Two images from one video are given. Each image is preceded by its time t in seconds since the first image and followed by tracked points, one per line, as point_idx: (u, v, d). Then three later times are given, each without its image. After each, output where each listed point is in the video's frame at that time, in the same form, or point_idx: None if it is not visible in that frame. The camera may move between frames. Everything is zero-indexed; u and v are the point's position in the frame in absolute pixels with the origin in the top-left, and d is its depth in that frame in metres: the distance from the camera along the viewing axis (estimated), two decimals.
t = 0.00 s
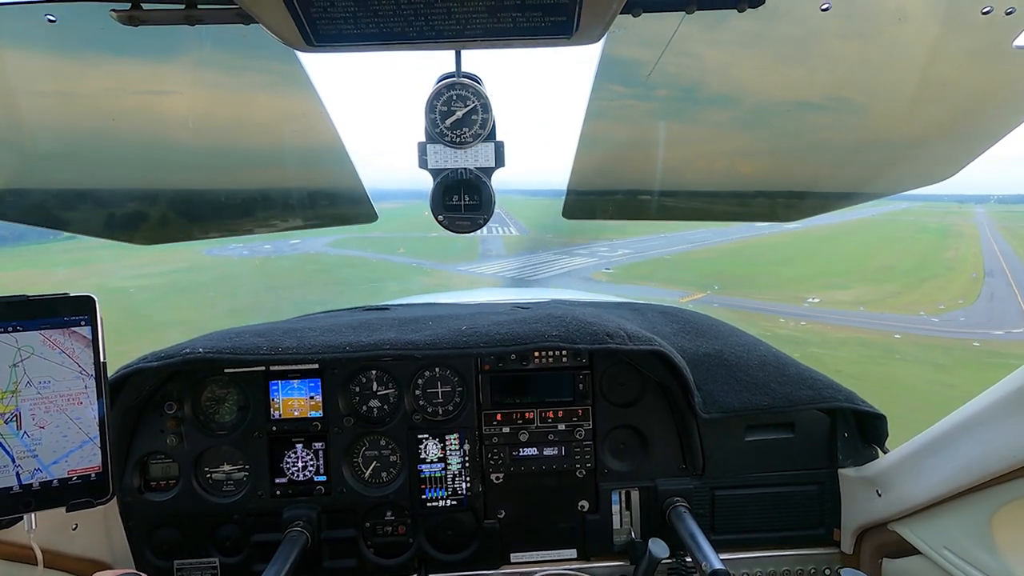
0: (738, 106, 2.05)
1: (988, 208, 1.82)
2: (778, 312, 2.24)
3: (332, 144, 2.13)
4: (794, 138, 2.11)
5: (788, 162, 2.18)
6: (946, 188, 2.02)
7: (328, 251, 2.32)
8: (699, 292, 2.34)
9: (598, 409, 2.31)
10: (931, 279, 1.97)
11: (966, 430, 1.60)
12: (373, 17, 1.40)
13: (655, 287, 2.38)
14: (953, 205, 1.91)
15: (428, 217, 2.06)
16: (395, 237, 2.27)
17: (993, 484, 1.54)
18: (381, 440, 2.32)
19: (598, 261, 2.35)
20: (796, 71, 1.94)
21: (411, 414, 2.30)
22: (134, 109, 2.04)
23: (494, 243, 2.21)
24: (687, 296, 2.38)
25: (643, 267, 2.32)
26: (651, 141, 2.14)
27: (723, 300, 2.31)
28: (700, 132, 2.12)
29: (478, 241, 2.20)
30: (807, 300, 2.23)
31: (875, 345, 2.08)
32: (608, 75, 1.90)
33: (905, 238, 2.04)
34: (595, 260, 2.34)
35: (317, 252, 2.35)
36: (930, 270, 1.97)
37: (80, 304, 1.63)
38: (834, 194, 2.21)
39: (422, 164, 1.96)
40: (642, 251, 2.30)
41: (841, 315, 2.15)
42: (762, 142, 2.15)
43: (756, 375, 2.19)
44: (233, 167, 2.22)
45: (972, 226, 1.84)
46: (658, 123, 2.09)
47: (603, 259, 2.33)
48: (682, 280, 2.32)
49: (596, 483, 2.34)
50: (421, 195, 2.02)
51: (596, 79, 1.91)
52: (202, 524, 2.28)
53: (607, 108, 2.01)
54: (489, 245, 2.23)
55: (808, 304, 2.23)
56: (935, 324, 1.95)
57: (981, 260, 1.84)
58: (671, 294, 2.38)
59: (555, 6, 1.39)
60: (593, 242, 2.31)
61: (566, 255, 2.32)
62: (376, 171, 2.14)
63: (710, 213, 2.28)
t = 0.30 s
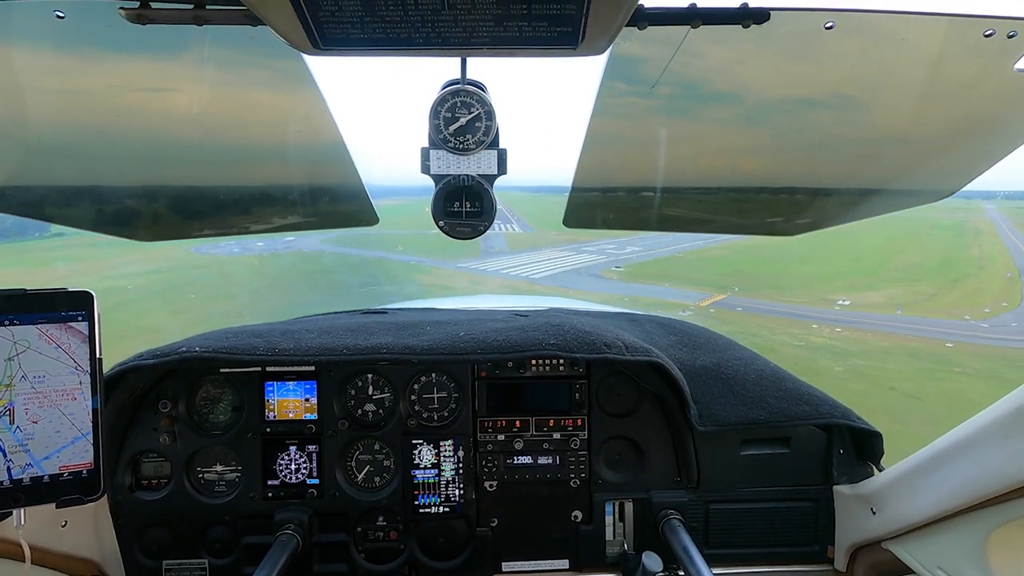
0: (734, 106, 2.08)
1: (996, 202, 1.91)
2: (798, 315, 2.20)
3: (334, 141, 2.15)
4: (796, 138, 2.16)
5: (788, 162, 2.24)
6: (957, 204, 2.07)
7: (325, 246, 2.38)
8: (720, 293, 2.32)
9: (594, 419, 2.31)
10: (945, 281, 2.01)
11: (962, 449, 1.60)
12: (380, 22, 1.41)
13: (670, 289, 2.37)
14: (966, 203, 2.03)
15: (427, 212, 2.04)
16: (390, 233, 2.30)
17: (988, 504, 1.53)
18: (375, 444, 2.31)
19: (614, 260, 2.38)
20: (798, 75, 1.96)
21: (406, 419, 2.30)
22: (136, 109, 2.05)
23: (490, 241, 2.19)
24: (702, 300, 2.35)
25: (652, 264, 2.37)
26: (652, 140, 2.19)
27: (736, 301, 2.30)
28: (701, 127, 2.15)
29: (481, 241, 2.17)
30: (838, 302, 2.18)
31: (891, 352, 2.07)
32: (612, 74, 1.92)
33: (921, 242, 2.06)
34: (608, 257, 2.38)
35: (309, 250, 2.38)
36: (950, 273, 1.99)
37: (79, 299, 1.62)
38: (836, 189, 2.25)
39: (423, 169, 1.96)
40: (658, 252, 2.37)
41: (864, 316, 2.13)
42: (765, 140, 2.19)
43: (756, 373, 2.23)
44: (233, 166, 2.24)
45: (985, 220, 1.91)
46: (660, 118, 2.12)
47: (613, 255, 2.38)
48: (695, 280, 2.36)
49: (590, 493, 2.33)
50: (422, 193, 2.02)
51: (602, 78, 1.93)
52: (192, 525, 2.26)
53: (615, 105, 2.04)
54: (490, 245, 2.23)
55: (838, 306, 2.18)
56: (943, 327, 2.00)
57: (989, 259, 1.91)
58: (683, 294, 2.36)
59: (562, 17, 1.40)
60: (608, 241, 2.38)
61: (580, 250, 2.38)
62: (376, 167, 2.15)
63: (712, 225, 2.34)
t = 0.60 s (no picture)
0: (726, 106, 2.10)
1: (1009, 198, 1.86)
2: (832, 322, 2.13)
3: (334, 139, 2.15)
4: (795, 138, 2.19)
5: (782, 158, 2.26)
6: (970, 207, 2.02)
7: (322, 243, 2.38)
8: (743, 297, 2.28)
9: (589, 423, 2.30)
10: (976, 282, 1.89)
11: (955, 460, 1.60)
12: (383, 21, 1.41)
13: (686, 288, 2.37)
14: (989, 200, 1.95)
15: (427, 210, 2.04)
16: (386, 231, 2.31)
17: (979, 517, 1.54)
18: (369, 444, 2.30)
19: (625, 259, 2.44)
20: (795, 78, 1.97)
21: (401, 419, 2.29)
22: (137, 107, 2.05)
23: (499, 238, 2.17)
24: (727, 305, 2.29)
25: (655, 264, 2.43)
26: (653, 139, 2.21)
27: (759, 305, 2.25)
28: (702, 125, 2.16)
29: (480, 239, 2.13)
30: (874, 306, 2.09)
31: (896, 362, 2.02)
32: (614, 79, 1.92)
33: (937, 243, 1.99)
34: (616, 257, 2.45)
35: (302, 249, 2.36)
36: (982, 273, 1.87)
37: (75, 292, 1.62)
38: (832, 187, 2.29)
39: (423, 168, 1.96)
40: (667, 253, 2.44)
41: (900, 323, 2.02)
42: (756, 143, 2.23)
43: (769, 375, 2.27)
44: (234, 163, 2.26)
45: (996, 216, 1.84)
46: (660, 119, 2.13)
47: (621, 254, 2.45)
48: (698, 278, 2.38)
49: (583, 497, 2.32)
50: (421, 187, 2.01)
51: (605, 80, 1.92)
52: (184, 521, 2.25)
53: (615, 108, 2.05)
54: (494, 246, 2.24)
55: (875, 310, 2.08)
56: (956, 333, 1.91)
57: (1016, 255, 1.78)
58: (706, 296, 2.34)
59: (564, 20, 1.40)
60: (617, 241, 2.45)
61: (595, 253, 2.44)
62: (372, 162, 2.14)
63: (704, 230, 2.42)
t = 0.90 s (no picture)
0: (726, 108, 2.10)
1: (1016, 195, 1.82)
2: (862, 328, 2.09)
3: (334, 137, 2.15)
4: (794, 138, 2.19)
5: (781, 159, 2.27)
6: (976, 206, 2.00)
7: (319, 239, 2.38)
8: (768, 302, 2.27)
9: (587, 422, 2.31)
10: (982, 283, 1.89)
11: (950, 462, 1.61)
12: (383, 18, 1.40)
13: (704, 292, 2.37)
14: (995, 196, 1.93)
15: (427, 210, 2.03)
16: (383, 230, 2.31)
17: (974, 518, 1.54)
18: (367, 441, 2.30)
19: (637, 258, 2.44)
20: (794, 80, 1.98)
21: (398, 416, 2.29)
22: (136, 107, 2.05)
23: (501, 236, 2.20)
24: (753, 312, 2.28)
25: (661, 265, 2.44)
26: (653, 138, 2.22)
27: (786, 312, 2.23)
28: (703, 124, 2.16)
29: (482, 238, 2.16)
30: (914, 312, 2.01)
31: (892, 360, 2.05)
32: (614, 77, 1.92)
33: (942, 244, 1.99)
34: (626, 258, 2.44)
35: (296, 249, 2.34)
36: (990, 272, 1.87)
37: (73, 288, 1.62)
38: (832, 187, 2.29)
39: (423, 167, 1.95)
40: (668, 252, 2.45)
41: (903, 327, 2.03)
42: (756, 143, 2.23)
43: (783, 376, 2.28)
44: (234, 163, 2.25)
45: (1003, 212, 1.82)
46: (660, 118, 2.13)
47: (632, 254, 2.45)
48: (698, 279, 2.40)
49: (580, 495, 2.33)
50: (420, 186, 2.01)
51: (605, 79, 1.92)
52: (181, 517, 2.25)
53: (615, 106, 2.05)
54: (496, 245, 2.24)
55: (915, 316, 2.01)
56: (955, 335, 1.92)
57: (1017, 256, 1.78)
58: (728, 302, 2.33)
59: (565, 19, 1.40)
60: (630, 241, 2.45)
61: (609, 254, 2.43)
62: (371, 159, 2.14)
63: (705, 231, 2.42)
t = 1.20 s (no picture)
0: (727, 108, 2.10)
1: None
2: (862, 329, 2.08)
3: (334, 136, 2.14)
4: (794, 138, 2.19)
5: (781, 160, 2.27)
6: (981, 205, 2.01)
7: (312, 238, 2.37)
8: (800, 311, 2.21)
9: (586, 420, 2.31)
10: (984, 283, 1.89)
11: (948, 462, 1.61)
12: (385, 15, 1.40)
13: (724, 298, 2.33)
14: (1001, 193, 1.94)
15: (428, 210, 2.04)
16: (382, 229, 2.31)
17: (973, 518, 1.54)
18: (366, 438, 2.31)
19: (648, 259, 2.43)
20: (795, 80, 1.97)
21: (398, 413, 2.29)
22: (135, 107, 2.04)
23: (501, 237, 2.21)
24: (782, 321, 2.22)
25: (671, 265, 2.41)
26: (653, 138, 2.21)
27: (818, 320, 2.16)
28: (703, 124, 2.16)
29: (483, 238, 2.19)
30: (963, 319, 1.86)
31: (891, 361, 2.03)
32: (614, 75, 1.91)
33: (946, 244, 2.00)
34: (636, 258, 2.44)
35: (284, 250, 2.32)
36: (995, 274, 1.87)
37: (73, 283, 1.62)
38: (831, 187, 2.28)
39: (424, 164, 1.96)
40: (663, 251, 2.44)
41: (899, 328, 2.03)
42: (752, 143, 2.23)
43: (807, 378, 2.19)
44: (234, 162, 2.24)
45: (1011, 213, 1.79)
46: (660, 118, 2.14)
47: (642, 255, 2.44)
48: (700, 279, 2.36)
49: (579, 493, 2.33)
50: (421, 186, 2.01)
51: (606, 78, 1.92)
52: (181, 512, 2.26)
53: (616, 105, 2.05)
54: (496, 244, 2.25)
55: (964, 324, 1.86)
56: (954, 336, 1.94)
57: (1011, 263, 1.78)
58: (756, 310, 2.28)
59: (567, 16, 1.39)
60: (640, 241, 2.45)
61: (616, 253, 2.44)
62: (372, 157, 2.14)
63: (704, 230, 2.42)
